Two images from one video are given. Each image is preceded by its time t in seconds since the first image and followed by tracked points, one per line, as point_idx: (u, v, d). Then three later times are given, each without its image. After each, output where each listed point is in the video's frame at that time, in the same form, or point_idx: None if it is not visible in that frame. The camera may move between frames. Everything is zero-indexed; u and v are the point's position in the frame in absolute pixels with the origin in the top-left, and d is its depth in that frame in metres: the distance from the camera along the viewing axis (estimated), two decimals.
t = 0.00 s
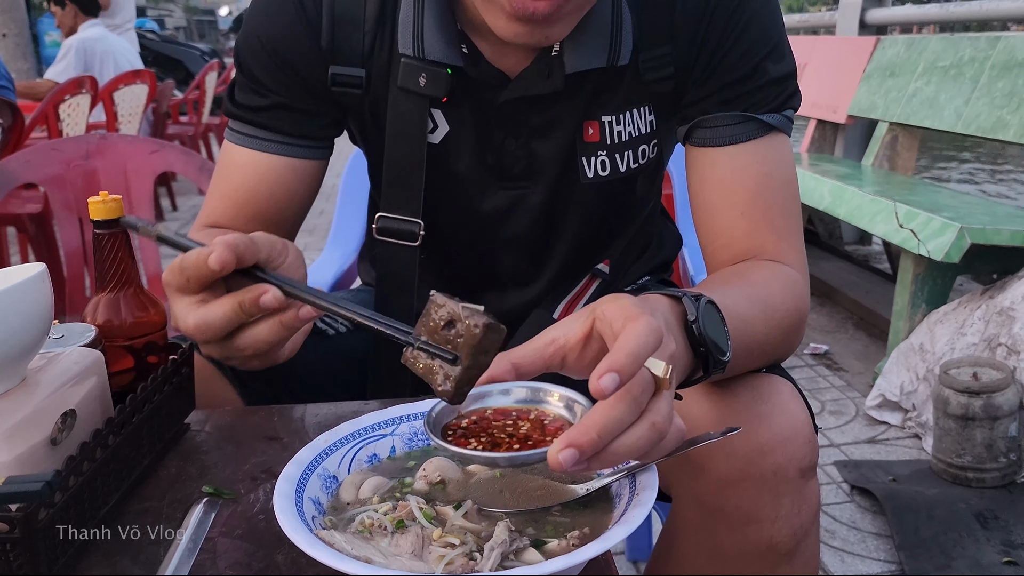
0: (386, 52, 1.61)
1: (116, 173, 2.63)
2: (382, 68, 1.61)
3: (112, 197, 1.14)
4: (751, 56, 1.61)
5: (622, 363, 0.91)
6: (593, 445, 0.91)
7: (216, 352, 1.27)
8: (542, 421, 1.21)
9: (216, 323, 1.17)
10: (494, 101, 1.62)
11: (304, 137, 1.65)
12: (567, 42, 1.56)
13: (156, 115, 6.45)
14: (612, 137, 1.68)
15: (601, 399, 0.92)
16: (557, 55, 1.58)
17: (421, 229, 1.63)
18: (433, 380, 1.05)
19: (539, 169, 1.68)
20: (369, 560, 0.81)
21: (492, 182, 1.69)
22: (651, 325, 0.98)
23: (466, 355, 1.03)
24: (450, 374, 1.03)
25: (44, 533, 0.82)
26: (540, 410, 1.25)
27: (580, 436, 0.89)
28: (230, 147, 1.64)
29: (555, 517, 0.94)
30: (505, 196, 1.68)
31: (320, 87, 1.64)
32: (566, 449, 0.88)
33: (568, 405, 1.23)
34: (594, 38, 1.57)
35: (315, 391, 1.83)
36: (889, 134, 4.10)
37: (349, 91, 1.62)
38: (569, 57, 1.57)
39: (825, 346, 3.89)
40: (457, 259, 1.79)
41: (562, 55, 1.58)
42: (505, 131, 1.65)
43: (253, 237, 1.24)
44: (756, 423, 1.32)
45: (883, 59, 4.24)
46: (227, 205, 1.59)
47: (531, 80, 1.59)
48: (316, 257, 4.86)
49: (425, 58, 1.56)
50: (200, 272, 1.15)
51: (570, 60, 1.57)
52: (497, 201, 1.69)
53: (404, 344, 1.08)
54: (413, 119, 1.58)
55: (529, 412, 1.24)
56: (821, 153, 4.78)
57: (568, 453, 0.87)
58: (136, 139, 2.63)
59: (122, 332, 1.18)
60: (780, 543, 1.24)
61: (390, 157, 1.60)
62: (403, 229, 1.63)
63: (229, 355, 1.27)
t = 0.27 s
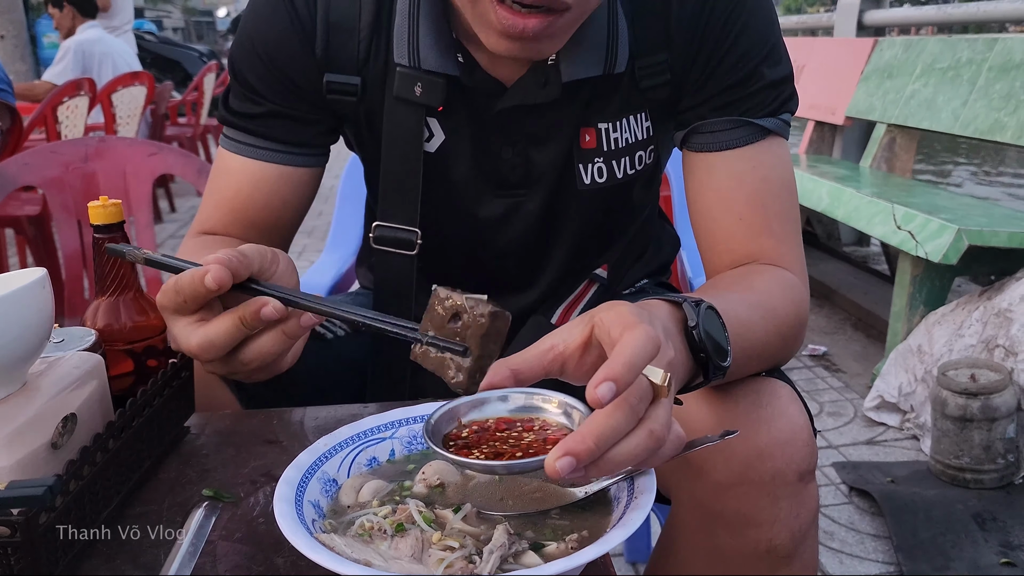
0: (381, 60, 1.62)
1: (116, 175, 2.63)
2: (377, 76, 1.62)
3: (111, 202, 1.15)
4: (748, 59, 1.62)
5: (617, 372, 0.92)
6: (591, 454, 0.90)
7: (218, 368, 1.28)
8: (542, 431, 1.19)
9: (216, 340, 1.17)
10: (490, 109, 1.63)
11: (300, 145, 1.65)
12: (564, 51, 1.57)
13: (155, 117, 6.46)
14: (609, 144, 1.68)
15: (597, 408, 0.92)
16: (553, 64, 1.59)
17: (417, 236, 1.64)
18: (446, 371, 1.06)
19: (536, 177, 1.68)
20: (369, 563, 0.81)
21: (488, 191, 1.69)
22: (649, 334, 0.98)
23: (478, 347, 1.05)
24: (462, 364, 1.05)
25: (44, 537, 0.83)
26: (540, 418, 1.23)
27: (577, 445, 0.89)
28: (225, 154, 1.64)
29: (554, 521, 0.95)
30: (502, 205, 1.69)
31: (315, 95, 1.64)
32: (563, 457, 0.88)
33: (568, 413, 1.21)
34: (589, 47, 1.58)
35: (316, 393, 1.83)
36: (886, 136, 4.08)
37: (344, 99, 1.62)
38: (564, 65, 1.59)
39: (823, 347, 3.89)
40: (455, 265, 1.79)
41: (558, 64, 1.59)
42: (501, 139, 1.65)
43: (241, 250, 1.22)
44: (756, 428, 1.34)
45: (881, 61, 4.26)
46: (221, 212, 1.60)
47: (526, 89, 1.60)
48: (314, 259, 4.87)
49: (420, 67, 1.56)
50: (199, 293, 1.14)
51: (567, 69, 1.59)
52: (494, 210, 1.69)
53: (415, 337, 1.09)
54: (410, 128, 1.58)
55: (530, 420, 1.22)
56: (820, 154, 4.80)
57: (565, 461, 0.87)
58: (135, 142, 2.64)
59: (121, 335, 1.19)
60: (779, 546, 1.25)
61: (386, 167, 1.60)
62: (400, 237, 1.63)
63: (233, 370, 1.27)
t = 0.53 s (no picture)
0: (377, 69, 1.62)
1: (114, 176, 2.65)
2: (373, 84, 1.62)
3: (111, 204, 1.16)
4: (746, 65, 1.63)
5: (624, 366, 0.93)
6: (599, 447, 0.92)
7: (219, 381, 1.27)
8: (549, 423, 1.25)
9: (216, 354, 1.15)
10: (486, 117, 1.63)
11: (296, 150, 1.66)
12: (559, 60, 1.57)
13: (153, 118, 6.46)
14: (607, 151, 1.69)
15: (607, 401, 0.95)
16: (550, 72, 1.60)
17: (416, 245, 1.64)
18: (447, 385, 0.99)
19: (533, 184, 1.69)
20: (367, 564, 0.82)
21: (485, 199, 1.69)
22: (656, 329, 1.01)
23: (479, 356, 0.98)
24: (466, 378, 0.98)
25: (44, 538, 0.83)
26: (547, 411, 1.30)
27: (585, 436, 0.92)
28: (221, 159, 1.65)
29: (552, 522, 0.95)
30: (499, 213, 1.69)
31: (313, 100, 1.65)
32: (572, 448, 0.90)
33: (573, 405, 1.27)
34: (586, 58, 1.58)
35: (316, 394, 1.84)
36: (885, 137, 4.06)
37: (340, 105, 1.64)
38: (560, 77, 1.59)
39: (821, 349, 3.90)
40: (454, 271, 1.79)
41: (554, 72, 1.59)
42: (498, 147, 1.65)
43: (234, 263, 1.21)
44: (755, 430, 1.36)
45: (879, 62, 4.26)
46: (217, 216, 1.60)
47: (523, 98, 1.60)
48: (313, 260, 4.87)
49: (417, 76, 1.57)
50: (195, 309, 1.11)
51: (563, 78, 1.59)
52: (491, 218, 1.70)
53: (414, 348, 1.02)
54: (407, 138, 1.59)
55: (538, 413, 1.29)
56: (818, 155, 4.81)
57: (574, 453, 0.89)
58: (133, 143, 2.65)
59: (121, 338, 1.19)
60: (778, 546, 1.33)
61: (385, 175, 1.61)
62: (398, 245, 1.64)
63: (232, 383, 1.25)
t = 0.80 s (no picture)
0: (371, 84, 1.62)
1: (113, 181, 2.69)
2: (366, 100, 1.63)
3: (112, 213, 1.18)
4: (740, 77, 1.64)
5: (613, 360, 0.98)
6: (589, 437, 0.97)
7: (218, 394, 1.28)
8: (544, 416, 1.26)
9: (214, 373, 1.17)
10: (480, 133, 1.64)
11: (292, 162, 1.69)
12: (552, 77, 1.57)
13: (152, 122, 6.48)
14: (602, 164, 1.70)
15: (598, 394, 0.99)
16: (544, 90, 1.60)
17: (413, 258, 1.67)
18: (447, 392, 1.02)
19: (526, 199, 1.70)
20: (364, 568, 0.83)
21: (479, 213, 1.71)
22: (646, 325, 1.05)
23: (475, 364, 0.99)
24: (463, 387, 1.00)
25: (47, 544, 0.85)
26: (541, 405, 1.31)
27: (575, 427, 0.96)
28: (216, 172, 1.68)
29: (545, 527, 0.97)
30: (493, 226, 1.71)
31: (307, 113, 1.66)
32: (562, 439, 0.95)
33: (567, 398, 1.28)
34: (579, 73, 1.58)
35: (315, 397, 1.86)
36: (882, 140, 4.14)
37: (334, 118, 1.63)
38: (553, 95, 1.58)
39: (818, 351, 3.92)
40: (451, 280, 1.82)
41: (547, 89, 1.59)
42: (492, 161, 1.67)
43: (228, 280, 1.23)
44: (747, 434, 1.39)
45: (875, 66, 4.27)
46: (214, 226, 1.64)
47: (516, 114, 1.61)
48: (312, 263, 4.89)
49: (411, 92, 1.58)
50: (194, 331, 1.12)
51: (556, 95, 1.59)
52: (485, 232, 1.72)
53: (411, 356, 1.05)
54: (405, 150, 1.61)
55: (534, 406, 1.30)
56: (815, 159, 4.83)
57: (563, 443, 0.94)
58: (132, 149, 2.69)
59: (122, 345, 1.21)
60: (769, 550, 1.34)
61: (380, 194, 1.63)
62: (395, 259, 1.66)
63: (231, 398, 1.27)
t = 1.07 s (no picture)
0: (364, 113, 1.65)
1: (116, 189, 2.71)
2: (359, 130, 1.66)
3: (119, 224, 1.23)
4: (731, 99, 1.69)
5: (589, 362, 1.03)
6: (564, 434, 1.02)
7: (220, 393, 1.26)
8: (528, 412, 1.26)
9: (213, 363, 1.16)
10: (475, 164, 1.66)
11: (283, 189, 1.73)
12: (546, 109, 1.59)
13: (151, 127, 6.51)
14: (599, 189, 1.72)
15: (573, 394, 1.04)
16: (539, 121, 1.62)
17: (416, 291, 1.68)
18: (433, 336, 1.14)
19: (523, 226, 1.72)
20: (364, 568, 0.87)
21: (476, 241, 1.74)
22: (624, 329, 1.09)
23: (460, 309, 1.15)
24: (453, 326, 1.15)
25: (57, 546, 0.88)
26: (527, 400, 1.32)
27: (551, 425, 1.01)
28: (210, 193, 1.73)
29: (539, 529, 1.00)
30: (489, 253, 1.74)
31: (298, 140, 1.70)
32: (537, 436, 0.99)
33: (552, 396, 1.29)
34: (573, 104, 1.60)
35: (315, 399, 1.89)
36: (876, 145, 4.16)
37: (325, 146, 1.67)
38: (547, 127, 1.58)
39: (813, 355, 3.95)
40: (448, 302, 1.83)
41: (541, 121, 1.61)
42: (488, 191, 1.68)
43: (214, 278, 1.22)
44: (737, 440, 1.43)
45: (868, 73, 4.33)
46: (207, 243, 1.70)
47: (511, 146, 1.64)
48: (311, 267, 4.92)
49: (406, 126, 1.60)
50: (189, 322, 1.13)
51: (550, 125, 1.61)
52: (481, 259, 1.74)
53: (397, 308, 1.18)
54: (397, 183, 1.63)
55: (520, 401, 1.30)
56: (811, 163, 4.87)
57: (539, 439, 0.99)
58: (133, 155, 2.71)
59: (127, 353, 1.25)
60: (761, 552, 1.39)
61: (379, 224, 1.65)
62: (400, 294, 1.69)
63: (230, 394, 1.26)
